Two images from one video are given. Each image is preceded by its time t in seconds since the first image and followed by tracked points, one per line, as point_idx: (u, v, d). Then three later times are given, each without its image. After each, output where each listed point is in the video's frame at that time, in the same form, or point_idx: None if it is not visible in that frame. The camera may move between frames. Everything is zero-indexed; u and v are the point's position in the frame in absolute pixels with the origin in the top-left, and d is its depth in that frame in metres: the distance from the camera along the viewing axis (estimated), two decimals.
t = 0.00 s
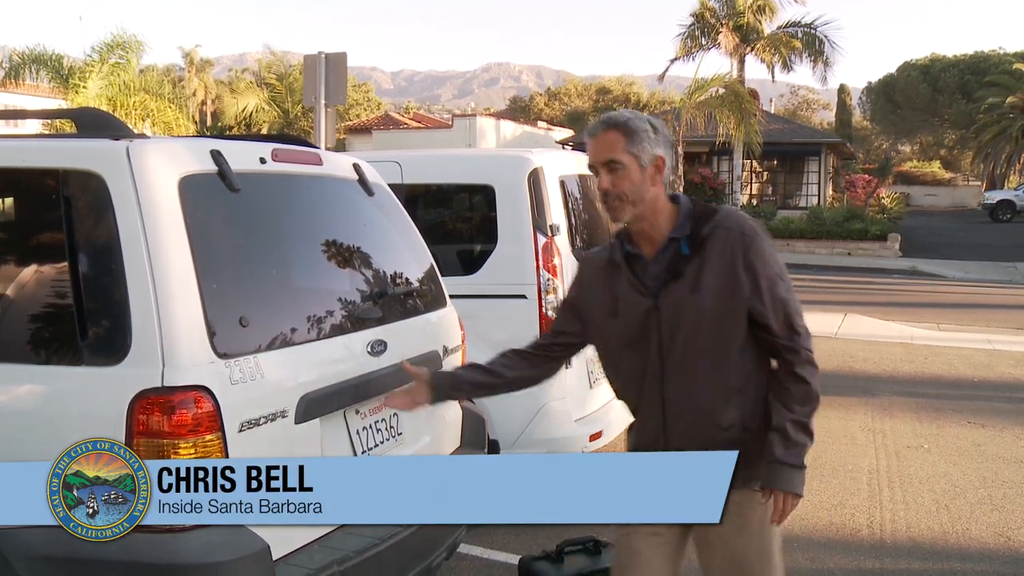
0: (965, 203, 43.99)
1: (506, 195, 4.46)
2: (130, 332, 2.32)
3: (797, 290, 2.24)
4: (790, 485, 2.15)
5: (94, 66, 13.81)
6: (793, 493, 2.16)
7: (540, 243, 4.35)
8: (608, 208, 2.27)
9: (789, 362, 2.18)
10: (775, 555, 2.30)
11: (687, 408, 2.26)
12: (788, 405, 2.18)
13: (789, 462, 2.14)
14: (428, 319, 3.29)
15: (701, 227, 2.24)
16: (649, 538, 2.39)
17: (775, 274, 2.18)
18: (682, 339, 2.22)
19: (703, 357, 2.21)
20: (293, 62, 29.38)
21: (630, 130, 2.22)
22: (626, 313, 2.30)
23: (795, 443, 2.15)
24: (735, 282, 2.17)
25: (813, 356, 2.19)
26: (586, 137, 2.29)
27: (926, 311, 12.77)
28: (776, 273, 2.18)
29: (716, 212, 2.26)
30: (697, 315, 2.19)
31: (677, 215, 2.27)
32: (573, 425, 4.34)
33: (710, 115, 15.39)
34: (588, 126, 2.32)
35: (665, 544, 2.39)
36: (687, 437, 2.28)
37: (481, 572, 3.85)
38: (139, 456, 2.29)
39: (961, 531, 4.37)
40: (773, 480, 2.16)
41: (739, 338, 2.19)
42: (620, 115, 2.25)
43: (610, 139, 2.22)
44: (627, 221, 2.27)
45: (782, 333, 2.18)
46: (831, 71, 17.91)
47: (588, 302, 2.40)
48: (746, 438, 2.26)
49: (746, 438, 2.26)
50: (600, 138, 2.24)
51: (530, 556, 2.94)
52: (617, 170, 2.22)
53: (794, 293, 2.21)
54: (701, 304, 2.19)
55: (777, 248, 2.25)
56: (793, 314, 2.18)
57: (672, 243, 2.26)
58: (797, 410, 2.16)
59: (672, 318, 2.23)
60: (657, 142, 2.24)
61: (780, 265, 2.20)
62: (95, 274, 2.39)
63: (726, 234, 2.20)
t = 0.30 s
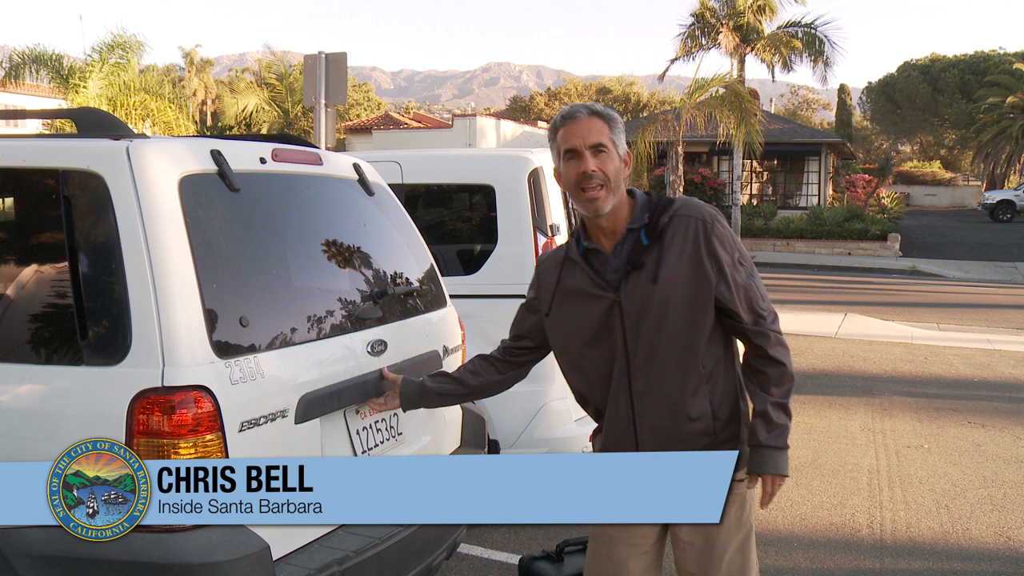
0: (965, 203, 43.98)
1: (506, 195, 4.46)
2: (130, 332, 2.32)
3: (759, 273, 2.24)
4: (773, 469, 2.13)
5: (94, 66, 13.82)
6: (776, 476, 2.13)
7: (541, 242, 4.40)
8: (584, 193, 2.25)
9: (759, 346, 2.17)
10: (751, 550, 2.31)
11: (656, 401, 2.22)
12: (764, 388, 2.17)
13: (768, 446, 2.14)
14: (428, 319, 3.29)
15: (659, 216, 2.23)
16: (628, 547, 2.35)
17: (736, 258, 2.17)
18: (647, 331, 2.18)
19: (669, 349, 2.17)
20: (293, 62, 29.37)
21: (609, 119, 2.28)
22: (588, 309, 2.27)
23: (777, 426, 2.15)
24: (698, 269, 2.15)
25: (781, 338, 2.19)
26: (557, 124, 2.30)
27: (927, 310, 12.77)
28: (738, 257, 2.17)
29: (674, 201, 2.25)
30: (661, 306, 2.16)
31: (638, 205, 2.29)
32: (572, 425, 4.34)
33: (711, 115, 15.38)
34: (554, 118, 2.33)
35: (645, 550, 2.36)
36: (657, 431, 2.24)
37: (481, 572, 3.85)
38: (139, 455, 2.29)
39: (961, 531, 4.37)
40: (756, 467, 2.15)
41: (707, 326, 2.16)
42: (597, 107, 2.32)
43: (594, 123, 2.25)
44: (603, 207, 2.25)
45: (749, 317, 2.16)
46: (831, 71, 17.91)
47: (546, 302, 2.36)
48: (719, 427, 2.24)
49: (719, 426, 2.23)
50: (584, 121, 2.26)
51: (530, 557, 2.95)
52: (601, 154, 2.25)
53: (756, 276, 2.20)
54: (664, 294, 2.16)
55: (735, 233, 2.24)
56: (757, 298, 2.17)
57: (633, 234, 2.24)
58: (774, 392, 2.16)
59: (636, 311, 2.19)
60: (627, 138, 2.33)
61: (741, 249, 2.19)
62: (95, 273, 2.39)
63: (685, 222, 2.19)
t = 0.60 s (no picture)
0: (965, 203, 43.98)
1: (506, 195, 4.46)
2: (130, 332, 2.32)
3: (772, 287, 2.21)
4: (767, 487, 2.14)
5: (93, 65, 13.81)
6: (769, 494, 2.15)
7: (540, 243, 4.37)
8: (592, 193, 2.23)
9: (764, 362, 2.15)
10: (757, 550, 2.32)
11: (658, 407, 2.22)
12: (766, 406, 2.16)
13: (764, 464, 2.14)
14: (428, 319, 3.28)
15: (674, 222, 2.20)
16: (632, 551, 2.37)
17: (747, 271, 2.15)
18: (653, 337, 2.18)
19: (674, 357, 2.17)
20: (292, 62, 29.37)
21: (631, 118, 2.20)
22: (597, 309, 2.27)
23: (774, 444, 2.15)
24: (708, 279, 2.13)
25: (789, 355, 2.17)
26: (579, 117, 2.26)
27: (927, 310, 12.77)
28: (750, 270, 2.15)
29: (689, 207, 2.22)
30: (667, 313, 2.16)
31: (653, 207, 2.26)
32: (572, 425, 4.34)
33: (710, 115, 15.38)
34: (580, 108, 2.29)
35: (649, 554, 2.38)
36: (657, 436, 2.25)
37: (481, 572, 3.85)
38: (139, 456, 2.29)
39: (961, 531, 4.37)
40: (750, 482, 2.15)
41: (713, 337, 2.15)
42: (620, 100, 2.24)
43: (612, 123, 2.20)
44: (610, 210, 2.22)
45: (756, 331, 2.15)
46: (831, 71, 17.92)
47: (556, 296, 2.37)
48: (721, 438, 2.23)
49: (720, 439, 2.22)
50: (600, 120, 2.20)
51: (530, 556, 2.95)
52: (614, 156, 2.20)
53: (768, 290, 2.18)
54: (670, 302, 2.15)
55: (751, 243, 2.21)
56: (766, 313, 2.16)
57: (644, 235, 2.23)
58: (777, 410, 2.16)
59: (642, 315, 2.19)
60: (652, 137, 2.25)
61: (755, 261, 2.17)
62: (95, 273, 2.40)
63: (698, 229, 2.17)
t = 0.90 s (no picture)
0: (965, 203, 43.97)
1: (506, 195, 4.47)
2: (130, 332, 2.32)
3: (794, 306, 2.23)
4: (782, 505, 2.13)
5: (93, 65, 13.78)
6: (784, 513, 2.13)
7: (540, 243, 4.35)
8: (630, 184, 2.24)
9: (783, 379, 2.16)
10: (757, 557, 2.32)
11: (668, 411, 2.18)
12: (784, 424, 2.17)
13: (778, 481, 2.13)
14: (455, 298, 3.28)
15: (705, 226, 2.19)
16: (632, 552, 2.36)
17: (774, 286, 2.15)
18: (672, 339, 2.15)
19: (692, 360, 2.13)
20: (292, 62, 29.35)
21: (679, 117, 2.23)
22: (616, 303, 2.24)
23: (794, 463, 2.14)
24: (735, 288, 2.13)
25: (806, 375, 2.18)
26: (629, 106, 2.28)
27: (926, 310, 12.77)
28: (777, 286, 2.16)
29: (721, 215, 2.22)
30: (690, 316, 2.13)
31: (687, 208, 2.26)
32: (572, 425, 4.34)
33: (710, 115, 15.38)
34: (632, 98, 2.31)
35: (649, 556, 2.36)
36: (664, 440, 2.20)
37: (481, 572, 3.85)
38: (138, 456, 2.28)
39: (960, 531, 4.37)
40: (773, 502, 2.14)
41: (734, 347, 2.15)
42: (670, 98, 2.25)
43: (659, 118, 2.22)
44: (644, 203, 2.24)
45: (777, 347, 2.15)
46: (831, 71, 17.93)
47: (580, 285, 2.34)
48: (727, 450, 2.20)
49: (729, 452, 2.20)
50: (647, 113, 2.22)
51: (530, 556, 2.95)
52: (656, 151, 2.22)
53: (790, 308, 2.19)
54: (694, 305, 2.13)
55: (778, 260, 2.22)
56: (788, 331, 2.17)
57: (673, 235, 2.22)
58: (794, 429, 2.16)
59: (664, 315, 2.15)
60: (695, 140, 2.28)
61: (781, 278, 2.18)
62: (95, 274, 2.40)
63: (728, 237, 2.16)
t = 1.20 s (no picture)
0: (965, 203, 43.97)
1: (506, 195, 4.46)
2: (129, 332, 2.33)
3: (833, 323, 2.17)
4: (803, 524, 2.08)
5: (92, 65, 13.78)
6: (805, 533, 2.08)
7: (539, 243, 4.35)
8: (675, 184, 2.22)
9: (812, 397, 2.10)
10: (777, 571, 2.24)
11: (692, 414, 2.16)
12: (811, 444, 2.11)
13: (799, 500, 2.09)
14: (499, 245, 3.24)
15: (746, 233, 2.14)
16: (650, 554, 2.32)
17: (811, 300, 2.10)
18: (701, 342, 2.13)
19: (721, 364, 2.11)
20: (291, 62, 29.35)
21: (732, 121, 2.20)
22: (651, 301, 2.24)
23: (818, 484, 2.09)
24: (769, 298, 2.09)
25: (837, 396, 2.11)
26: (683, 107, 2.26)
27: (925, 310, 12.77)
28: (814, 302, 2.11)
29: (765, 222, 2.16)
30: (721, 320, 2.12)
31: (732, 212, 2.21)
32: (571, 425, 4.35)
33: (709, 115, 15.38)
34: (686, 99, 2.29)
35: (667, 560, 2.32)
36: (688, 444, 2.19)
37: (480, 572, 3.85)
38: (137, 457, 2.28)
39: (959, 530, 4.37)
40: (793, 522, 2.09)
41: (764, 358, 2.12)
42: (726, 101, 2.22)
43: (712, 120, 2.18)
44: (687, 204, 2.21)
45: (809, 363, 2.10)
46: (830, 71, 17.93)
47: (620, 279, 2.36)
48: (751, 461, 2.16)
49: (753, 463, 2.16)
50: (700, 114, 2.20)
51: (530, 555, 2.95)
52: (705, 153, 2.18)
53: (828, 324, 2.13)
54: (725, 310, 2.11)
55: (819, 274, 2.16)
56: (822, 348, 2.11)
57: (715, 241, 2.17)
58: (819, 449, 2.10)
59: (695, 317, 2.14)
60: (749, 144, 2.24)
61: (820, 292, 2.12)
62: (94, 274, 2.40)
63: (769, 244, 2.11)
